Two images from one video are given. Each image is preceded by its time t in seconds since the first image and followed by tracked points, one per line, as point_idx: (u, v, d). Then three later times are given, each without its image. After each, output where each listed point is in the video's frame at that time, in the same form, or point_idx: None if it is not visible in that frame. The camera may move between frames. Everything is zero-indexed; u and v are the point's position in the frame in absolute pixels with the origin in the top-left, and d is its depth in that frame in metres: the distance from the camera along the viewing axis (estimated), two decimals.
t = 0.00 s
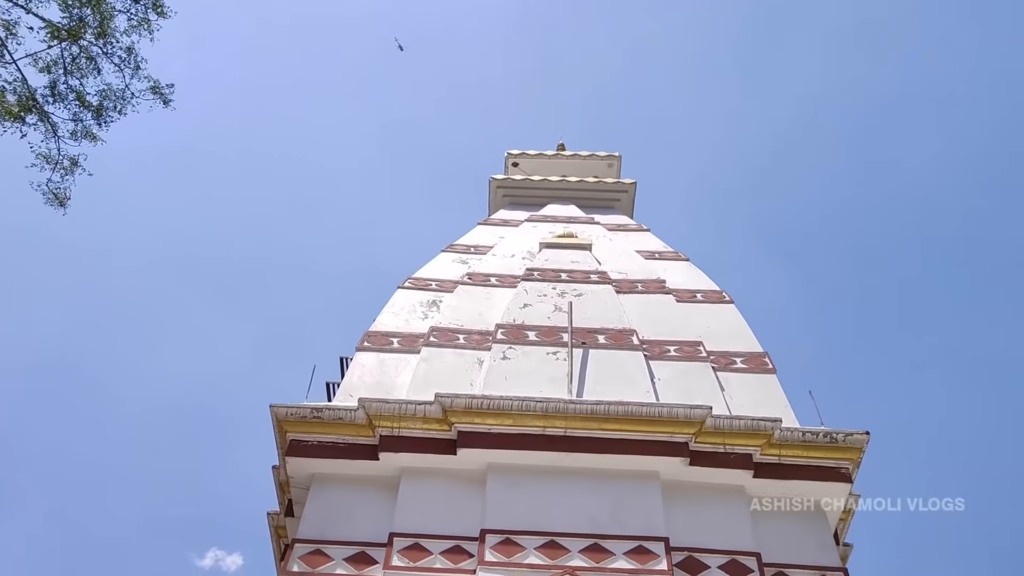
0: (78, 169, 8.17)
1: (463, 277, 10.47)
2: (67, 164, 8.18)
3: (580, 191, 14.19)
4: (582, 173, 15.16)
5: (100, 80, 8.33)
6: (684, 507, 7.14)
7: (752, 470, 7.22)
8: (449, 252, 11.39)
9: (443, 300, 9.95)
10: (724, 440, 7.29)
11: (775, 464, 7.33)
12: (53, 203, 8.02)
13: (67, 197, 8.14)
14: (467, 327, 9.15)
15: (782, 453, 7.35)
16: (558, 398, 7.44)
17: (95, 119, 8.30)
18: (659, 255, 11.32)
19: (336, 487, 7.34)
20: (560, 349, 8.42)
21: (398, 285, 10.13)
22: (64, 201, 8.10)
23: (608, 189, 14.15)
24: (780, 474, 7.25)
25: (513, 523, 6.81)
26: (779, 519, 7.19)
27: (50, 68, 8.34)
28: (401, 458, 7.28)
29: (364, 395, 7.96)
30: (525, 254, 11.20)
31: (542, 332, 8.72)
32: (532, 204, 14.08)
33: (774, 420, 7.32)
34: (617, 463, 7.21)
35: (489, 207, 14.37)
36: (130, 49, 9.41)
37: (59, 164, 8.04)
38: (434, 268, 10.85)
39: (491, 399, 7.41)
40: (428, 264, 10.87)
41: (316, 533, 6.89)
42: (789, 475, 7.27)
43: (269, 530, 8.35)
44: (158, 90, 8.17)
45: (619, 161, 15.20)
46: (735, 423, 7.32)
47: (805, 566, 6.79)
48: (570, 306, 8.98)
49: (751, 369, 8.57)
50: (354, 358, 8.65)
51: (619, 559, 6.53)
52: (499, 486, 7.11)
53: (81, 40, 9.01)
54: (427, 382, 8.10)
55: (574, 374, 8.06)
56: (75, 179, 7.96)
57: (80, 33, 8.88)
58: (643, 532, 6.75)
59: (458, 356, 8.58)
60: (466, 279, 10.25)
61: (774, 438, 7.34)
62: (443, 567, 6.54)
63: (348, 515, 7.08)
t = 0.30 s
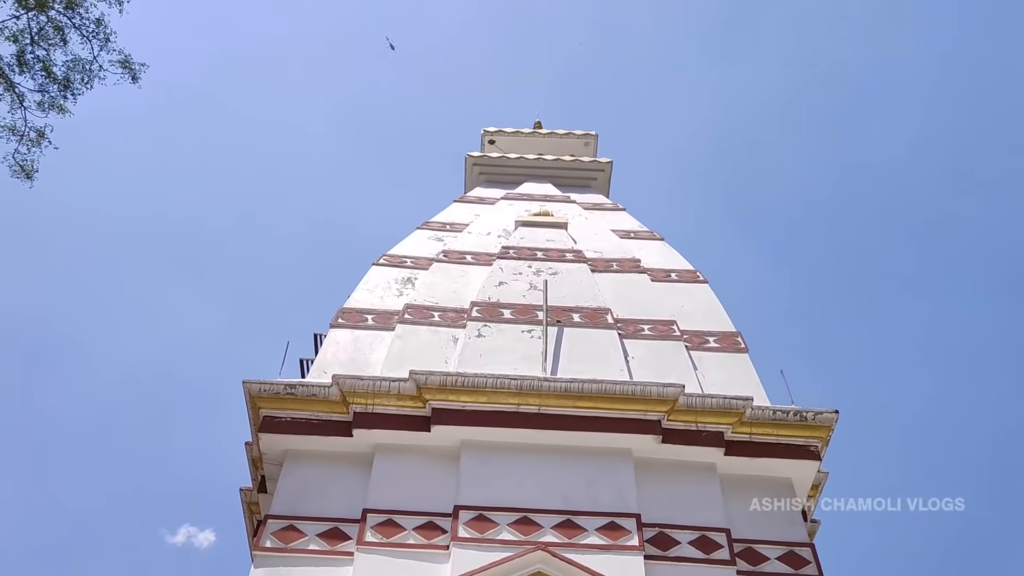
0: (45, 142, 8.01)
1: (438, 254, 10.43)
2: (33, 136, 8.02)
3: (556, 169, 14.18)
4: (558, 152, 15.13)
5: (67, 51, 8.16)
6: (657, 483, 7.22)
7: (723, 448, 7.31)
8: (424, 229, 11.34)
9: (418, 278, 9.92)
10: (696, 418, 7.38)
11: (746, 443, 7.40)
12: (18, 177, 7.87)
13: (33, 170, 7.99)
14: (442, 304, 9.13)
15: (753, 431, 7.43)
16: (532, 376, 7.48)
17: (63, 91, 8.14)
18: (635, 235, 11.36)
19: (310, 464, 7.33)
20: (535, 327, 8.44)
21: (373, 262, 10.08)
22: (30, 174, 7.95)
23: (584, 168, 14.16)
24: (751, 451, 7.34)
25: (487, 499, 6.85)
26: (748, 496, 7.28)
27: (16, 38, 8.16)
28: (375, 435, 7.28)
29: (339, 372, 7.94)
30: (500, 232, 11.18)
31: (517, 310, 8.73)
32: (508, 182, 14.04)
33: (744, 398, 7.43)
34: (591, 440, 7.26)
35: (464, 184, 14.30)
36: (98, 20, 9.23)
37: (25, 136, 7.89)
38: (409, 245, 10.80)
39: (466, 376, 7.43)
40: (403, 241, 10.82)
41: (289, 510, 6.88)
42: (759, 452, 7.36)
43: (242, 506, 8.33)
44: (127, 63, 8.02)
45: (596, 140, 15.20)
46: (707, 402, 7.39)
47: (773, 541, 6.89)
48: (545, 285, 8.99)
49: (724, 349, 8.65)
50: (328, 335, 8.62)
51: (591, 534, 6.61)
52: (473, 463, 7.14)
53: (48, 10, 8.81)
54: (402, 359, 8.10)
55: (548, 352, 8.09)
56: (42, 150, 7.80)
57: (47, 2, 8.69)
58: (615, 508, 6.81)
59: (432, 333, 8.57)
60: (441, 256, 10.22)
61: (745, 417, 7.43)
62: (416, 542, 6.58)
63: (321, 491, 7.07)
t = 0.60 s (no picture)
0: (17, 119, 7.88)
1: (418, 235, 10.39)
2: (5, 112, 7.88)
3: (537, 151, 14.14)
4: (539, 134, 15.08)
5: (39, 25, 8.01)
6: (634, 464, 7.27)
7: (700, 429, 7.37)
8: (404, 210, 11.28)
9: (397, 259, 9.88)
10: (674, 400, 7.45)
11: (723, 424, 7.48)
12: None
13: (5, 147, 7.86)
14: (421, 286, 9.10)
15: (730, 413, 7.50)
16: (512, 357, 7.50)
17: (35, 66, 8.00)
18: (615, 217, 11.37)
19: (288, 444, 7.31)
20: (515, 309, 8.45)
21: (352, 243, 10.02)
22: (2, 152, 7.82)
23: (565, 150, 14.14)
24: (728, 433, 7.41)
25: (466, 480, 6.87)
26: (725, 477, 7.35)
27: None
28: (354, 415, 7.27)
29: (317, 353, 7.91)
30: (481, 213, 11.14)
31: (496, 292, 8.73)
32: (488, 163, 13.99)
33: (722, 380, 7.51)
34: (569, 422, 7.30)
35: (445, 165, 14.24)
36: None
37: None
38: (389, 226, 10.75)
39: (445, 357, 7.44)
40: (383, 222, 10.76)
41: (268, 490, 6.87)
42: (736, 434, 7.43)
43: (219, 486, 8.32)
44: (101, 41, 7.89)
45: (577, 122, 15.17)
46: (686, 383, 7.47)
47: (748, 522, 6.97)
48: (525, 266, 8.98)
49: (703, 331, 8.69)
50: (307, 315, 8.57)
51: (569, 515, 6.65)
52: (452, 444, 7.16)
53: None
54: (381, 340, 8.08)
55: (528, 333, 8.11)
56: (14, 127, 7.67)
57: None
58: (593, 489, 6.86)
59: (412, 314, 8.56)
60: (421, 238, 10.18)
61: (723, 399, 7.50)
62: (395, 523, 6.60)
63: (300, 472, 7.06)
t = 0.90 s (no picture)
0: None
1: (404, 217, 10.34)
2: None
3: (524, 133, 14.09)
4: (526, 116, 15.03)
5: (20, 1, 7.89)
6: (619, 447, 7.30)
7: (685, 412, 7.41)
8: (390, 191, 11.23)
9: (383, 241, 9.84)
10: (659, 382, 7.49)
11: (709, 407, 7.50)
12: None
13: None
14: (407, 268, 9.06)
15: (716, 396, 7.53)
16: (498, 340, 7.51)
17: (17, 43, 7.88)
18: (602, 200, 11.36)
19: (273, 426, 7.29)
20: (501, 292, 8.44)
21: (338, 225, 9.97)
22: None
23: (552, 133, 14.10)
24: (712, 416, 7.45)
25: (451, 462, 6.88)
26: (709, 459, 7.40)
27: None
28: (339, 397, 7.26)
29: (303, 334, 7.88)
30: (467, 195, 11.10)
31: (483, 275, 8.71)
32: (475, 145, 13.93)
33: (707, 363, 7.54)
34: (555, 404, 7.32)
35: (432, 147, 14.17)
36: None
37: None
38: (375, 207, 10.69)
39: (431, 340, 7.44)
40: (369, 203, 10.70)
41: (253, 471, 6.86)
42: (720, 417, 7.47)
43: (205, 468, 8.30)
44: (83, 16, 7.78)
45: (564, 104, 15.12)
46: (671, 366, 7.49)
47: (732, 504, 7.02)
48: (511, 249, 8.96)
49: (689, 315, 8.72)
50: (292, 297, 8.53)
51: (554, 497, 6.68)
52: (437, 426, 7.16)
53: None
54: (367, 322, 8.06)
55: (514, 316, 8.11)
56: None
57: None
58: (578, 471, 6.88)
59: (398, 296, 8.53)
60: (407, 220, 10.13)
61: (708, 381, 7.53)
62: (380, 505, 6.60)
63: (285, 453, 7.05)
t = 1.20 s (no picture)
0: None
1: (395, 198, 10.31)
2: None
3: (516, 114, 14.05)
4: (518, 97, 14.97)
5: None
6: (610, 427, 7.34)
7: (676, 393, 7.45)
8: (381, 172, 11.19)
9: (375, 221, 9.81)
10: (650, 363, 7.52)
11: (698, 388, 7.56)
12: None
13: None
14: (399, 249, 9.05)
15: (705, 377, 7.59)
16: (489, 321, 7.52)
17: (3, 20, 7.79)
18: (593, 182, 11.35)
19: (265, 406, 7.30)
20: (493, 273, 8.44)
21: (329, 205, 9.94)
22: None
23: (544, 114, 14.06)
24: (702, 397, 7.50)
25: (443, 442, 6.91)
26: (699, 440, 7.45)
27: None
28: (331, 377, 7.27)
29: (294, 315, 7.87)
30: (459, 176, 11.07)
31: (474, 256, 8.71)
32: (467, 126, 13.88)
33: (698, 344, 7.58)
34: (546, 385, 7.35)
35: (423, 128, 14.12)
36: None
37: None
38: (366, 188, 10.65)
39: (423, 321, 7.45)
40: (360, 184, 10.66)
41: (244, 451, 6.87)
42: (710, 398, 7.52)
43: (196, 448, 8.31)
44: None
45: (556, 85, 15.07)
46: (662, 348, 7.53)
47: (721, 484, 7.07)
48: (503, 230, 8.96)
49: (680, 297, 8.74)
50: (283, 278, 8.52)
51: (545, 477, 6.72)
52: (429, 406, 7.18)
53: None
54: (359, 303, 8.06)
55: (506, 297, 8.13)
56: None
57: None
58: (569, 451, 6.92)
59: (389, 277, 8.53)
60: (399, 201, 10.10)
61: (698, 362, 7.57)
62: (372, 484, 6.63)
63: (276, 433, 7.06)
